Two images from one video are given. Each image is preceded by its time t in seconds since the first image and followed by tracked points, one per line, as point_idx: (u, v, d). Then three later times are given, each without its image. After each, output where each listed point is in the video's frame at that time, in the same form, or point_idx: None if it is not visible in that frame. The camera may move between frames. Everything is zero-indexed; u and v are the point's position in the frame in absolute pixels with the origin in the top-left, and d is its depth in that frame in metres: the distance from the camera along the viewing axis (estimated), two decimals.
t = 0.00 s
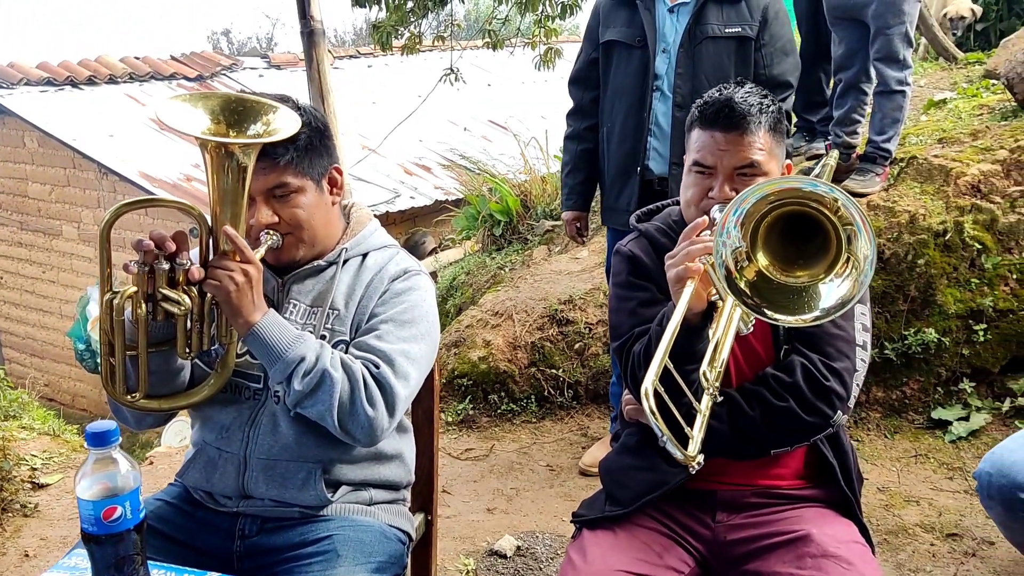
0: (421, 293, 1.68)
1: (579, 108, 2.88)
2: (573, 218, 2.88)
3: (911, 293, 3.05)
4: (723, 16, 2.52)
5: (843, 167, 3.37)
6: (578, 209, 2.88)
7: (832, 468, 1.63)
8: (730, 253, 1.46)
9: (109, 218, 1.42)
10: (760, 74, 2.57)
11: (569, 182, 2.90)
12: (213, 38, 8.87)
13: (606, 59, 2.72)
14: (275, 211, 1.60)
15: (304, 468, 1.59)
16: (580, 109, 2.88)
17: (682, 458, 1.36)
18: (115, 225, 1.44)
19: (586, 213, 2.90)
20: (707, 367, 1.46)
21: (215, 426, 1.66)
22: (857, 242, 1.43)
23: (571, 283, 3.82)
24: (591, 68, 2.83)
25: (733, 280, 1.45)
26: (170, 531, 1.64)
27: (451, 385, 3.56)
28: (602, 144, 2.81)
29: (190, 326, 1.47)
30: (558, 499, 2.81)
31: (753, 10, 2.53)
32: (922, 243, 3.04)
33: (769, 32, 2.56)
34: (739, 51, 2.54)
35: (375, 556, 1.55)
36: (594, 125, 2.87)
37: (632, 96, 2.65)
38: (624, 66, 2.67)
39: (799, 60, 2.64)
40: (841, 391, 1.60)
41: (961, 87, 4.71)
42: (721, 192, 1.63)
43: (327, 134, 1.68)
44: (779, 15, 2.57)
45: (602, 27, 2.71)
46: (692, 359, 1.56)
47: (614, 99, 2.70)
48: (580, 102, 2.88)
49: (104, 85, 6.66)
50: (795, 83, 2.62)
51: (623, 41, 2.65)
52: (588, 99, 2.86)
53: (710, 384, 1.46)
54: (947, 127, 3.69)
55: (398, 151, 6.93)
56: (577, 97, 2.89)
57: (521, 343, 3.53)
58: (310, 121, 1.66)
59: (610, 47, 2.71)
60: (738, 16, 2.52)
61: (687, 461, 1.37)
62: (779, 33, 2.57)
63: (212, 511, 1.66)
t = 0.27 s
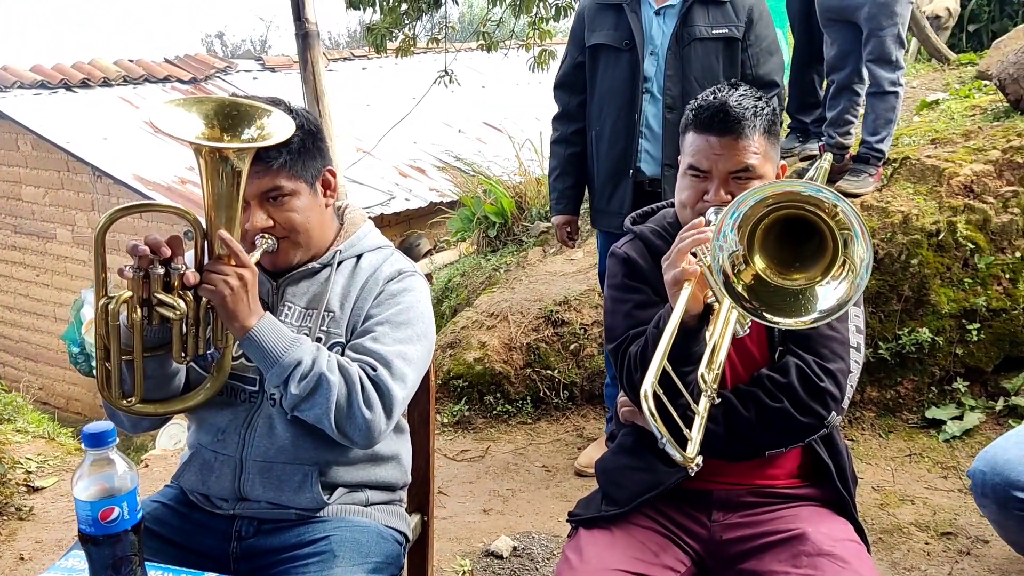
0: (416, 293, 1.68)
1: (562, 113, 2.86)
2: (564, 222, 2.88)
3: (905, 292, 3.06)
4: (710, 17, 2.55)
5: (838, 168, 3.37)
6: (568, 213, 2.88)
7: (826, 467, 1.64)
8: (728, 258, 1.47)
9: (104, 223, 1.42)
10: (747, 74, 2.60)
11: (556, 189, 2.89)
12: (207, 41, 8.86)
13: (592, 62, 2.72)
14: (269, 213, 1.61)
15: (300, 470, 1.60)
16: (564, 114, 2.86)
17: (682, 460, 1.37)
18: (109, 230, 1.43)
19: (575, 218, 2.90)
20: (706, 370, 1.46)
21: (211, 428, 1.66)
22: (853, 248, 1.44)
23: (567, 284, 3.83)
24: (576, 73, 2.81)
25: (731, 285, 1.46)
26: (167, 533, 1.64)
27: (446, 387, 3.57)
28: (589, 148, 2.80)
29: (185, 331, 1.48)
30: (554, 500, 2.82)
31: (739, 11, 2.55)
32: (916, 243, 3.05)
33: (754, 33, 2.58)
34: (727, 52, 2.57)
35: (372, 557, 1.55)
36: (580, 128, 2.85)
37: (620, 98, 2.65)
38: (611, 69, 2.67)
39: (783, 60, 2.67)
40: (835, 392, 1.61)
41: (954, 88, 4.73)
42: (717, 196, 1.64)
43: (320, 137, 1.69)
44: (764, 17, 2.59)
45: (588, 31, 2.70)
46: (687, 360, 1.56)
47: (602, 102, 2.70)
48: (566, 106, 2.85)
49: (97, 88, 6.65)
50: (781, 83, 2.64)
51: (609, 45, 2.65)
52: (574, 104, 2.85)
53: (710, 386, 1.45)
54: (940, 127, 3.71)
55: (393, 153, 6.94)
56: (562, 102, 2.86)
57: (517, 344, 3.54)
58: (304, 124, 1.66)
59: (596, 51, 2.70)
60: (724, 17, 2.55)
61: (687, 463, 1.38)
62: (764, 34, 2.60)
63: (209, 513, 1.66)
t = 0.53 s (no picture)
0: (412, 293, 1.69)
1: (550, 116, 2.86)
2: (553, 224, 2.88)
3: (900, 292, 3.07)
4: (696, 19, 2.56)
5: (833, 168, 3.41)
6: (557, 215, 2.89)
7: (822, 466, 1.64)
8: (723, 263, 1.48)
9: (97, 224, 1.43)
10: (732, 75, 2.62)
11: (544, 191, 2.89)
12: (202, 44, 8.86)
13: (580, 65, 2.72)
14: (264, 213, 1.61)
15: (297, 469, 1.60)
16: (551, 116, 2.86)
17: (676, 465, 1.37)
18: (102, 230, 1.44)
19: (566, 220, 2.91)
20: (699, 372, 1.49)
21: (208, 429, 1.66)
22: (846, 250, 1.45)
23: (562, 285, 3.83)
24: (563, 75, 2.81)
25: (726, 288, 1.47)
26: (164, 533, 1.65)
27: (443, 388, 3.57)
28: (578, 150, 2.80)
29: (180, 330, 1.48)
30: (551, 501, 2.82)
31: (724, 13, 2.57)
32: (910, 243, 3.06)
33: (739, 34, 2.60)
34: (712, 54, 2.59)
35: (370, 557, 1.56)
36: (569, 130, 2.85)
37: (608, 101, 2.65)
38: (599, 72, 2.67)
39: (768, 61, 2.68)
40: (830, 391, 1.61)
41: (948, 88, 4.74)
42: (712, 196, 1.65)
43: (315, 137, 1.69)
44: (748, 18, 2.61)
45: (574, 34, 2.71)
46: (682, 359, 1.57)
47: (590, 104, 2.70)
48: (554, 109, 2.85)
49: (92, 91, 6.64)
50: (766, 83, 2.66)
51: (596, 47, 2.66)
52: (562, 106, 2.84)
53: (702, 390, 1.48)
54: (934, 128, 3.72)
55: (388, 155, 6.94)
56: (550, 104, 2.86)
57: (513, 346, 3.54)
58: (299, 124, 1.67)
59: (583, 54, 2.70)
60: (710, 19, 2.56)
61: (680, 468, 1.38)
62: (748, 35, 2.62)
63: (206, 513, 1.67)
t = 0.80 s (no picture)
0: (407, 293, 1.68)
1: (541, 118, 2.86)
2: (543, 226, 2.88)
3: (897, 292, 3.07)
4: (685, 20, 2.56)
5: (828, 168, 3.41)
6: (546, 217, 2.88)
7: (819, 466, 1.64)
8: (712, 255, 1.48)
9: (93, 224, 1.42)
10: (721, 76, 2.62)
11: (535, 193, 2.89)
12: (198, 47, 8.86)
13: (569, 66, 2.72)
14: (260, 216, 1.61)
15: (293, 472, 1.59)
16: (542, 119, 2.86)
17: (664, 458, 1.37)
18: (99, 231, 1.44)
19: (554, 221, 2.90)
20: (689, 368, 1.47)
21: (203, 432, 1.66)
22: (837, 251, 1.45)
23: (559, 287, 3.83)
24: (554, 77, 2.82)
25: (714, 281, 1.47)
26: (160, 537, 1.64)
27: (440, 390, 3.57)
28: (568, 152, 2.80)
29: (175, 332, 1.47)
30: (548, 502, 2.82)
31: (712, 14, 2.57)
32: (907, 243, 3.07)
33: (727, 35, 2.60)
34: (700, 55, 2.59)
35: (366, 560, 1.55)
36: (558, 133, 2.86)
37: (597, 102, 2.65)
38: (589, 73, 2.67)
39: (756, 61, 2.69)
40: (827, 391, 1.61)
41: (943, 89, 4.75)
42: (707, 194, 1.65)
43: (311, 140, 1.69)
44: (736, 19, 2.62)
45: (564, 36, 2.71)
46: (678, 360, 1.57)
47: (580, 105, 2.70)
48: (544, 110, 2.85)
49: (88, 94, 6.64)
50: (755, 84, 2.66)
51: (585, 49, 2.66)
52: (551, 108, 2.84)
53: (691, 385, 1.46)
54: (930, 128, 3.72)
55: (385, 157, 6.94)
56: (539, 106, 2.86)
57: (510, 347, 3.54)
58: (294, 126, 1.67)
59: (572, 55, 2.70)
60: (698, 21, 2.56)
61: (668, 461, 1.38)
62: (737, 37, 2.63)
63: (201, 516, 1.66)
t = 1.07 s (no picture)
0: (402, 294, 1.68)
1: (536, 119, 2.86)
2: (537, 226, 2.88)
3: (893, 292, 3.07)
4: (676, 21, 2.57)
5: (823, 169, 3.41)
6: (539, 218, 2.88)
7: (814, 466, 1.64)
8: (697, 256, 1.51)
9: (90, 221, 1.43)
10: (715, 76, 2.62)
11: (530, 194, 2.89)
12: (194, 50, 8.85)
13: (562, 67, 2.72)
14: (256, 215, 1.61)
15: (289, 472, 1.59)
16: (536, 120, 2.86)
17: (639, 459, 1.35)
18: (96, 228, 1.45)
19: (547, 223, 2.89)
20: (668, 369, 1.44)
21: (198, 432, 1.66)
22: (822, 251, 1.46)
23: (556, 288, 3.83)
24: (547, 78, 2.81)
25: (697, 278, 1.51)
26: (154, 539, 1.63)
27: (436, 392, 3.56)
28: (561, 153, 2.80)
29: (170, 330, 1.48)
30: (546, 504, 2.81)
31: (705, 15, 2.58)
32: (903, 243, 3.07)
33: (721, 35, 2.61)
34: (693, 56, 2.59)
35: (362, 562, 1.54)
36: (551, 134, 2.85)
37: (590, 103, 2.65)
38: (581, 74, 2.67)
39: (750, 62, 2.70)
40: (821, 391, 1.61)
41: (939, 89, 4.76)
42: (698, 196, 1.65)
43: (309, 139, 1.69)
44: (729, 20, 2.63)
45: (556, 37, 2.71)
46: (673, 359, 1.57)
47: (572, 106, 2.70)
48: (537, 112, 2.85)
49: (84, 97, 6.63)
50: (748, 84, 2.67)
51: (578, 50, 2.66)
52: (545, 109, 2.84)
53: (671, 386, 1.43)
54: (926, 128, 3.73)
55: (381, 159, 6.94)
56: (533, 108, 2.86)
57: (506, 349, 3.54)
58: (293, 125, 1.67)
59: (565, 56, 2.70)
60: (691, 21, 2.57)
61: (644, 462, 1.36)
62: (730, 37, 2.63)
63: (196, 518, 1.65)
